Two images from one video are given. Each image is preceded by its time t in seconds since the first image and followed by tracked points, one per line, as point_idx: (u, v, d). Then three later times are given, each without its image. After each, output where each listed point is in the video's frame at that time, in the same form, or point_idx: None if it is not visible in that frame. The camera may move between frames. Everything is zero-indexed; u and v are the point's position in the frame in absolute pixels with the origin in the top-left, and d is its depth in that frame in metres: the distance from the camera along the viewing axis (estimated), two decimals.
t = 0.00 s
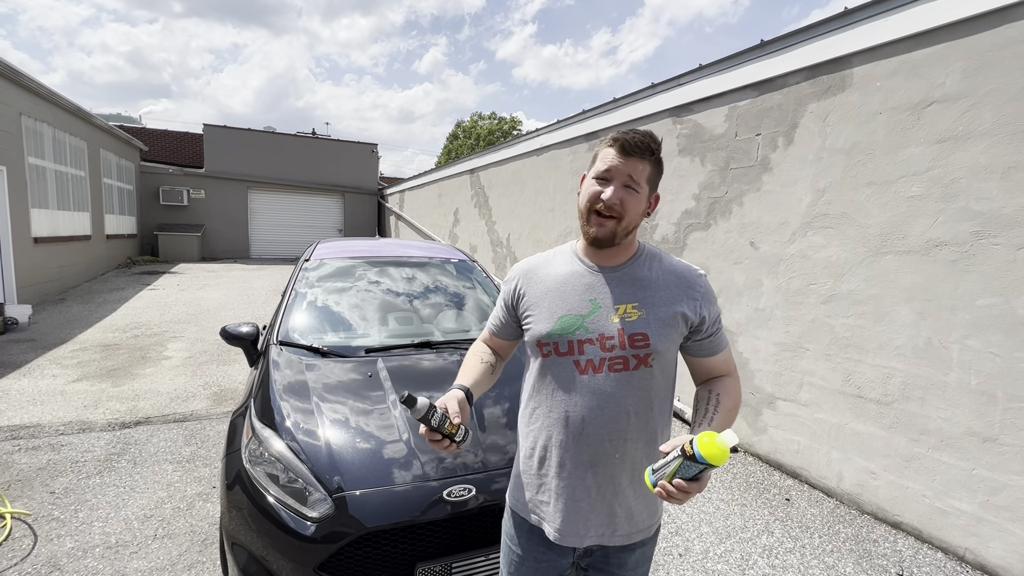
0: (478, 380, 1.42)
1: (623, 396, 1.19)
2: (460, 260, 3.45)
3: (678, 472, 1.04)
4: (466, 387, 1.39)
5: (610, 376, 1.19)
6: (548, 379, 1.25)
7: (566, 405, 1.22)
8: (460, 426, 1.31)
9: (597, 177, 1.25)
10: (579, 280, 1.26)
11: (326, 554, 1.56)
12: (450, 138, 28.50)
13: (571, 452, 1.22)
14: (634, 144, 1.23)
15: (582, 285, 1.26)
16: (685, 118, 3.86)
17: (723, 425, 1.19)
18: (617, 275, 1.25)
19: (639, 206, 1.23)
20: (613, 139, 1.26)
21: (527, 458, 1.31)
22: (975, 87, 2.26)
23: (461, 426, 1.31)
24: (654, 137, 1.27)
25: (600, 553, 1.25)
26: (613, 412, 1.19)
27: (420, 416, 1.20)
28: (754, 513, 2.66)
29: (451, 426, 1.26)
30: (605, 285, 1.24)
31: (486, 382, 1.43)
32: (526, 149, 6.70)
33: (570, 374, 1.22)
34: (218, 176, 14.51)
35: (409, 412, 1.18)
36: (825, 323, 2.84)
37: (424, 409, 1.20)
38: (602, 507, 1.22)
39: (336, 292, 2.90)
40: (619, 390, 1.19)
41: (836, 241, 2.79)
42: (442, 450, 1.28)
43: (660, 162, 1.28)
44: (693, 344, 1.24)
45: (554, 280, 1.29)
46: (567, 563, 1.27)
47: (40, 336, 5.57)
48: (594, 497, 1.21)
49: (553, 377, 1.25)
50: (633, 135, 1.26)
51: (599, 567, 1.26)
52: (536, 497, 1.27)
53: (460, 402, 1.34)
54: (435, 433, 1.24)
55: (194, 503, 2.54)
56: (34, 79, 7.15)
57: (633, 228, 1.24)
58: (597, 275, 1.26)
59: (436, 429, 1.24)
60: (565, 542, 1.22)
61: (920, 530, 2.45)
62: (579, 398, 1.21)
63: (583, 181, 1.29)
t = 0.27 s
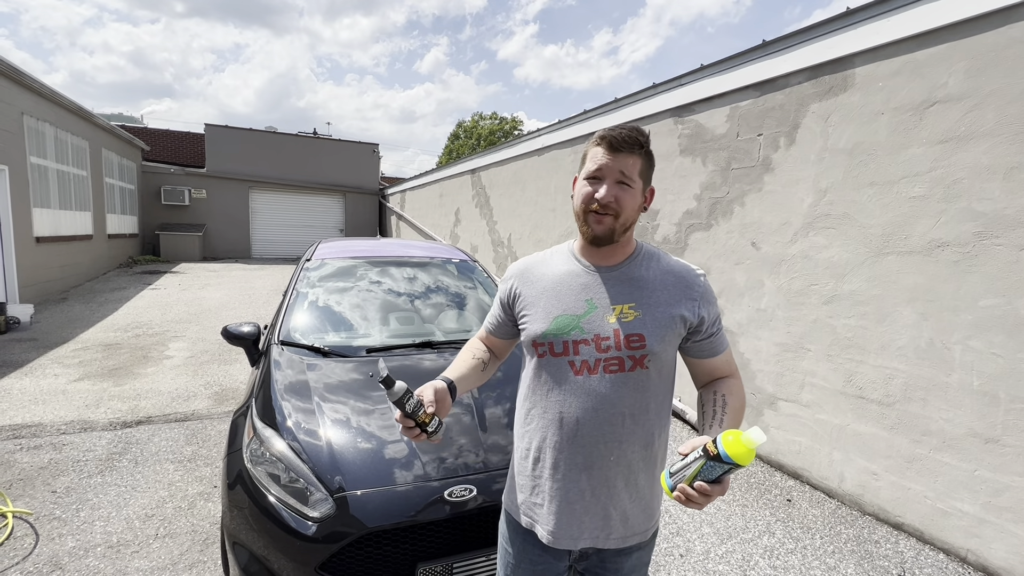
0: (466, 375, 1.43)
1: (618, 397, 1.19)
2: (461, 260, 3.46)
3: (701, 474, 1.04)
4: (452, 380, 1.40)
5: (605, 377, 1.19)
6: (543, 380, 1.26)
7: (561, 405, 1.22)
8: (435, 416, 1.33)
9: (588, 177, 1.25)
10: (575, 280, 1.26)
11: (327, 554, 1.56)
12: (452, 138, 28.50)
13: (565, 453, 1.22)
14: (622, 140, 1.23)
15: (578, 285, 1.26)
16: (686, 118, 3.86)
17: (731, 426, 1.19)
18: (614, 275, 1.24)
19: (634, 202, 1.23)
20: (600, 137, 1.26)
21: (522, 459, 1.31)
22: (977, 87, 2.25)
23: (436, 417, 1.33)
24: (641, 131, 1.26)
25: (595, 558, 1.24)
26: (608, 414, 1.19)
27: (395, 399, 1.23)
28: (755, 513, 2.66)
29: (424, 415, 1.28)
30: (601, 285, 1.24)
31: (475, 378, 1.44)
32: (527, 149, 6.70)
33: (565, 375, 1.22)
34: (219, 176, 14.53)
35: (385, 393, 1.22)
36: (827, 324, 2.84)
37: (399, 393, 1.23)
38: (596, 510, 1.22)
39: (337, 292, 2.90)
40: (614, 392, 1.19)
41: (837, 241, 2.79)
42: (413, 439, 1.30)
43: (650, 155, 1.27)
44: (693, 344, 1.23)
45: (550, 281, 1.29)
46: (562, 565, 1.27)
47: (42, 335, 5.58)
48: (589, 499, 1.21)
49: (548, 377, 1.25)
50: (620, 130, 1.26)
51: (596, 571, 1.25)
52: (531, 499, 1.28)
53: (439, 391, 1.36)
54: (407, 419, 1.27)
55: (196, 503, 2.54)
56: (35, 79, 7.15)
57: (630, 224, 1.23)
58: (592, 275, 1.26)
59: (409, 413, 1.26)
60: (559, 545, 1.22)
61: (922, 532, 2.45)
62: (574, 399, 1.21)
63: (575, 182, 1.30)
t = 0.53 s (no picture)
0: (461, 375, 1.44)
1: (613, 399, 1.18)
2: (463, 260, 3.45)
3: (671, 483, 1.03)
4: (446, 379, 1.41)
5: (601, 378, 1.19)
6: (540, 379, 1.27)
7: (557, 405, 1.23)
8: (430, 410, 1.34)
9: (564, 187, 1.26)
10: (574, 281, 1.27)
11: (328, 554, 1.56)
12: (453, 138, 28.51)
13: (559, 454, 1.22)
14: (584, 147, 1.21)
15: (577, 285, 1.26)
16: (688, 118, 3.86)
17: (718, 432, 1.14)
18: (612, 276, 1.24)
19: (610, 204, 1.21)
20: (568, 146, 1.25)
21: (519, 457, 1.33)
22: (980, 87, 2.25)
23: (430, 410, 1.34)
24: (607, 130, 1.21)
25: (589, 560, 1.24)
26: (602, 414, 1.19)
27: (383, 396, 1.24)
28: (756, 514, 2.65)
29: (417, 407, 1.30)
30: (599, 286, 1.24)
31: (470, 379, 1.45)
32: (528, 149, 6.70)
33: (562, 375, 1.23)
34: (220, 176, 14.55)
35: (372, 390, 1.22)
36: (828, 324, 2.83)
37: (387, 390, 1.24)
38: (589, 512, 1.21)
39: (339, 292, 2.91)
40: (609, 393, 1.18)
41: (839, 242, 2.78)
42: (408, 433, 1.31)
43: (624, 149, 1.21)
44: (689, 349, 1.21)
45: (550, 281, 1.30)
46: (557, 566, 1.26)
47: (44, 335, 5.59)
48: (582, 500, 1.21)
49: (545, 377, 1.26)
50: (589, 134, 1.23)
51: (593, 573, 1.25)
52: (526, 497, 1.29)
53: (433, 387, 1.37)
54: (402, 413, 1.28)
55: (197, 503, 2.54)
56: (37, 79, 7.17)
57: (612, 225, 1.22)
58: (591, 275, 1.26)
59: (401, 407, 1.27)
60: (551, 545, 1.22)
61: (923, 533, 2.44)
62: (568, 399, 1.22)
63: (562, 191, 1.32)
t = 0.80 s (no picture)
0: (458, 371, 1.44)
1: (610, 398, 1.18)
2: (464, 261, 3.46)
3: (655, 484, 1.03)
4: (443, 375, 1.41)
5: (599, 378, 1.19)
6: (539, 378, 1.27)
7: (555, 404, 1.23)
8: (427, 391, 1.36)
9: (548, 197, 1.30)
10: (572, 281, 1.27)
11: (329, 554, 1.56)
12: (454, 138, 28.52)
13: (556, 452, 1.22)
14: (555, 157, 1.25)
15: (575, 285, 1.26)
16: (689, 118, 3.86)
17: (718, 434, 1.13)
18: (609, 276, 1.24)
19: (587, 207, 1.22)
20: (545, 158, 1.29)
21: (517, 456, 1.33)
22: (982, 87, 2.24)
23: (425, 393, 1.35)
24: (578, 137, 1.24)
25: (587, 560, 1.24)
26: (600, 413, 1.18)
27: (377, 383, 1.24)
28: (758, 515, 2.65)
29: (411, 391, 1.31)
30: (596, 286, 1.24)
31: (468, 377, 1.45)
32: (530, 149, 6.70)
33: (560, 374, 1.23)
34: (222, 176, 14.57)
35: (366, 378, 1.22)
36: (830, 325, 2.83)
37: (381, 377, 1.24)
38: (586, 512, 1.21)
39: (340, 292, 2.91)
40: (606, 392, 1.18)
41: (841, 242, 2.78)
42: (405, 419, 1.31)
43: (595, 154, 1.22)
44: (690, 349, 1.20)
45: (548, 281, 1.30)
46: (555, 566, 1.26)
47: (46, 335, 5.60)
48: (579, 500, 1.21)
49: (544, 376, 1.26)
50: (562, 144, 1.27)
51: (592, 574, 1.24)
52: (523, 496, 1.29)
53: (429, 379, 1.38)
54: (397, 398, 1.29)
55: (199, 502, 2.54)
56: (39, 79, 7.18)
57: (592, 228, 1.22)
58: (588, 275, 1.26)
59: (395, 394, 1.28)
60: (548, 544, 1.22)
61: (925, 534, 2.44)
62: (566, 398, 1.22)
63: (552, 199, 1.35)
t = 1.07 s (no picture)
0: (460, 371, 1.44)
1: (609, 394, 1.18)
2: (465, 261, 3.46)
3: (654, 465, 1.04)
4: (444, 375, 1.41)
5: (597, 374, 1.18)
6: (538, 375, 1.27)
7: (553, 401, 1.23)
8: (428, 385, 1.36)
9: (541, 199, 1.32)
10: (569, 279, 1.28)
11: (331, 554, 1.56)
12: (455, 138, 28.53)
13: (556, 449, 1.22)
14: (545, 160, 1.26)
15: (572, 283, 1.27)
16: (690, 119, 3.86)
17: (720, 430, 1.12)
18: (606, 273, 1.24)
19: (577, 209, 1.22)
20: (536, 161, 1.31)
21: (517, 454, 1.33)
22: (984, 87, 2.24)
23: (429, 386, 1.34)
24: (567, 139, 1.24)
25: (587, 558, 1.23)
26: (599, 410, 1.18)
27: (383, 378, 1.23)
28: (759, 515, 2.65)
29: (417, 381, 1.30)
30: (593, 283, 1.24)
31: (470, 377, 1.45)
32: (530, 150, 6.70)
33: (558, 371, 1.23)
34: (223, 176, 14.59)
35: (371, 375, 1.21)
36: (831, 325, 2.83)
37: (386, 372, 1.22)
38: (587, 509, 1.20)
39: (341, 293, 2.91)
40: (605, 389, 1.18)
41: (842, 243, 2.78)
42: (416, 413, 1.30)
43: (584, 155, 1.22)
44: (689, 345, 1.20)
45: (546, 279, 1.31)
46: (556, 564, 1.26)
47: (48, 335, 5.61)
48: (579, 497, 1.21)
49: (543, 373, 1.26)
50: (552, 147, 1.28)
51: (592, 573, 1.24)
52: (524, 493, 1.29)
53: (430, 376, 1.38)
54: (402, 392, 1.28)
55: (200, 503, 2.55)
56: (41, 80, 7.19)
57: (584, 229, 1.23)
58: (584, 273, 1.27)
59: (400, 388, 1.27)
60: (548, 542, 1.21)
61: (927, 534, 2.44)
62: (565, 394, 1.22)
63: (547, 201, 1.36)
